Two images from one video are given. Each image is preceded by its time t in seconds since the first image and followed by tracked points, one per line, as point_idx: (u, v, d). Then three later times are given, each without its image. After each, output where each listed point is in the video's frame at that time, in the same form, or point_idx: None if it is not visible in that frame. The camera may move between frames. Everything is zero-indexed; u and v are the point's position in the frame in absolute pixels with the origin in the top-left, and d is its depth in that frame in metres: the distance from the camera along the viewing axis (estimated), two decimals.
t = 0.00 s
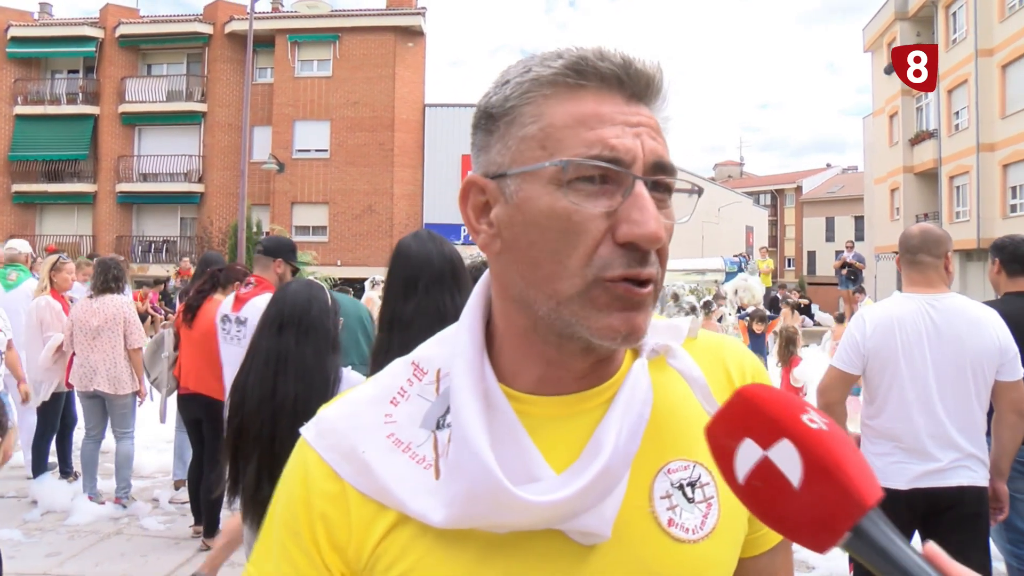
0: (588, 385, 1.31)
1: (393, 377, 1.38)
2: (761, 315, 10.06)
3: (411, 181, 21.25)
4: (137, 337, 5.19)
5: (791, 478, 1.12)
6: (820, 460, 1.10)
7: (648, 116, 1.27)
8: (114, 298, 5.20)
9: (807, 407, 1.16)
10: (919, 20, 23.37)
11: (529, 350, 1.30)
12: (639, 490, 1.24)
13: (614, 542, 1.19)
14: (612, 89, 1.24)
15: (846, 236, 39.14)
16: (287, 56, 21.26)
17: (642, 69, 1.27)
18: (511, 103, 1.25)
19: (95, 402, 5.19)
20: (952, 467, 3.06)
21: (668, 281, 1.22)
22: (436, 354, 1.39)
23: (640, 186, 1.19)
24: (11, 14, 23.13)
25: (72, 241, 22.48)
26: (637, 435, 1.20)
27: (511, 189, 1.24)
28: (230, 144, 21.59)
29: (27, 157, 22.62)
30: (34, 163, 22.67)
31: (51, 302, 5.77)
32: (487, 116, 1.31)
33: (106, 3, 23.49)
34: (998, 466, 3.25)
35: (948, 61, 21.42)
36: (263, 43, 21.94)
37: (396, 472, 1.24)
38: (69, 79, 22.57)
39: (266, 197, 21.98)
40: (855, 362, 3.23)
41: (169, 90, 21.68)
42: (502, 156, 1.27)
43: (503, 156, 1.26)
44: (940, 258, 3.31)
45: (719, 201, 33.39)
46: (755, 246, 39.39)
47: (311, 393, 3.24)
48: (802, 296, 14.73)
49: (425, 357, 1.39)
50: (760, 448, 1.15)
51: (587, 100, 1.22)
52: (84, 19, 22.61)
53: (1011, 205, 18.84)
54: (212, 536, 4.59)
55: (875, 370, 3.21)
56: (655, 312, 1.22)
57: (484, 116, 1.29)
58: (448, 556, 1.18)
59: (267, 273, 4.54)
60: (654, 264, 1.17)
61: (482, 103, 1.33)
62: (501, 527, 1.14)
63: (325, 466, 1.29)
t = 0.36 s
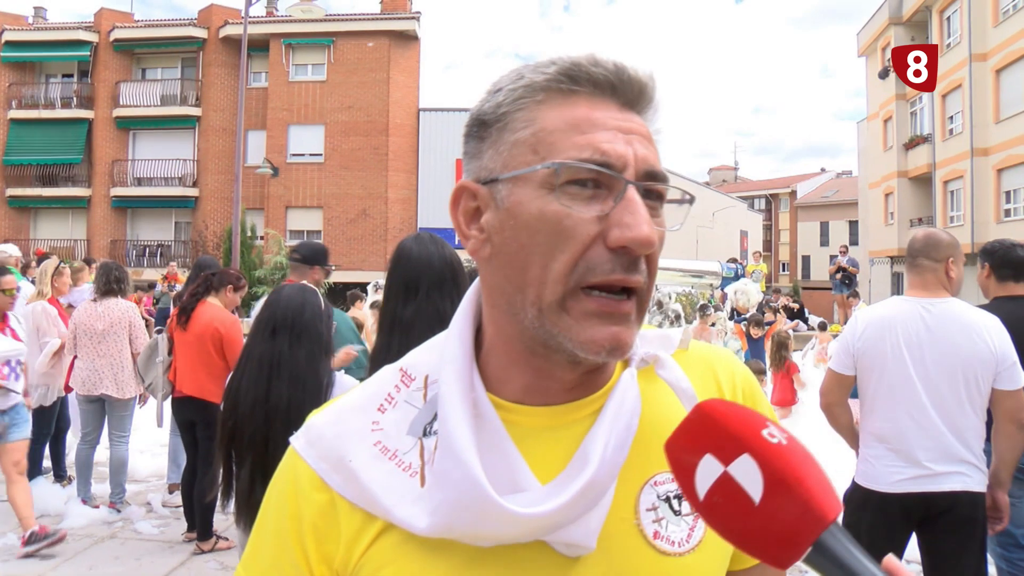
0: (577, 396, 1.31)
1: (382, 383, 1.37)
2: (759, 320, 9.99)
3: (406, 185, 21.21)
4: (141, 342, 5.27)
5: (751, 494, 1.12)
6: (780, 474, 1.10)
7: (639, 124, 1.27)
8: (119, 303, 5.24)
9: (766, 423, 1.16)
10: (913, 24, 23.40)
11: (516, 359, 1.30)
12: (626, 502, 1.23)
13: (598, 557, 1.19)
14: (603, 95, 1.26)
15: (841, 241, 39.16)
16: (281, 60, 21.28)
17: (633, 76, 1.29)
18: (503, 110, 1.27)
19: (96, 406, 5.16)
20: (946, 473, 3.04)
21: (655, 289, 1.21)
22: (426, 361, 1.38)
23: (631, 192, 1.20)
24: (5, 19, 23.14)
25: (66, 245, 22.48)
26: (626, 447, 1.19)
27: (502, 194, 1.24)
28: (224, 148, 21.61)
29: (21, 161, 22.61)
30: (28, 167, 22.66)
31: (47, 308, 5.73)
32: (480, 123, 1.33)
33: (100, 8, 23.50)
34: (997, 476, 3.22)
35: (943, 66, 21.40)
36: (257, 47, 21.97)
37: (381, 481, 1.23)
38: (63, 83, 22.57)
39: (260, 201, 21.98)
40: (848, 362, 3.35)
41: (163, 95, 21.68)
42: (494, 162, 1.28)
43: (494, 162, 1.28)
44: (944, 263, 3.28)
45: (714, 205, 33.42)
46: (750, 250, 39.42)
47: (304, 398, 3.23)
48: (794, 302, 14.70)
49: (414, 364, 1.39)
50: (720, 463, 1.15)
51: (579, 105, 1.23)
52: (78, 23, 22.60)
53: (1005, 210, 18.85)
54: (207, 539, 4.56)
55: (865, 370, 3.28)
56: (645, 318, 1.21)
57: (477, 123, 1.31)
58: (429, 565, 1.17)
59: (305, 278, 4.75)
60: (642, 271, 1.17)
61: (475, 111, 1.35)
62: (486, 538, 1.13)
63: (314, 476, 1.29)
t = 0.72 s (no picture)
0: (563, 395, 1.30)
1: (370, 385, 1.37)
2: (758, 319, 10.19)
3: (404, 186, 21.16)
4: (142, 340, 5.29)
5: (725, 483, 1.13)
6: (754, 465, 1.12)
7: (613, 118, 1.27)
8: (121, 303, 5.25)
9: (742, 413, 1.17)
10: (913, 26, 23.38)
11: (499, 357, 1.30)
12: (614, 501, 1.23)
13: (586, 555, 1.19)
14: (574, 89, 1.25)
15: (840, 242, 39.12)
16: (281, 61, 21.31)
17: (604, 69, 1.28)
18: (475, 107, 1.28)
19: (99, 407, 5.17)
20: (954, 478, 3.03)
21: (634, 282, 1.20)
22: (412, 362, 1.38)
23: (604, 185, 1.19)
24: (5, 19, 23.14)
25: (64, 245, 22.48)
26: (612, 445, 1.19)
27: (477, 192, 1.25)
28: (223, 149, 21.64)
29: (21, 162, 22.61)
30: (27, 167, 22.67)
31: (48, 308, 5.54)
32: (454, 123, 1.34)
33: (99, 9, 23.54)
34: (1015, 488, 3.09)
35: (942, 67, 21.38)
36: (257, 48, 21.99)
37: (370, 482, 1.23)
38: (63, 83, 22.60)
39: (259, 202, 22.01)
40: (865, 357, 3.38)
41: (162, 95, 21.70)
42: (467, 161, 1.28)
43: (469, 161, 1.28)
44: (976, 271, 3.29)
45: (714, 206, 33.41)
46: (749, 252, 39.41)
47: (303, 399, 3.23)
48: (790, 304, 14.66)
49: (402, 367, 1.38)
50: (695, 455, 1.15)
51: (551, 101, 1.23)
52: (77, 24, 22.63)
53: (1004, 212, 18.82)
54: (205, 537, 4.57)
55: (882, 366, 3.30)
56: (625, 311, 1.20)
57: (450, 123, 1.32)
58: (419, 566, 1.17)
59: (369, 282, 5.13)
60: (619, 263, 1.17)
61: (448, 111, 1.36)
62: (473, 540, 1.13)
63: (303, 479, 1.28)
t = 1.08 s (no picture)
0: (554, 395, 1.30)
1: (363, 385, 1.37)
2: (763, 320, 10.39)
3: (407, 187, 21.12)
4: (145, 341, 5.32)
5: (717, 496, 1.13)
6: (746, 477, 1.12)
7: (593, 118, 1.27)
8: (124, 303, 5.27)
9: (731, 424, 1.17)
10: (915, 26, 23.36)
11: (489, 359, 1.30)
12: (605, 499, 1.23)
13: (579, 553, 1.19)
14: (552, 92, 1.25)
15: (842, 243, 39.08)
16: (283, 62, 21.32)
17: (582, 70, 1.27)
18: (456, 114, 1.28)
19: (103, 407, 5.21)
20: (955, 479, 3.02)
21: (619, 282, 1.21)
22: (403, 361, 1.38)
23: (585, 188, 1.19)
24: (8, 20, 23.16)
25: (67, 246, 22.50)
26: (604, 444, 1.19)
27: (460, 199, 1.25)
28: (225, 149, 21.67)
29: (23, 162, 22.63)
30: (30, 168, 22.69)
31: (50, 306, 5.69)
32: (436, 129, 1.33)
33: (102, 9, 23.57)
34: None
35: (945, 68, 21.39)
36: (259, 48, 22.02)
37: (363, 482, 1.23)
38: (65, 84, 22.62)
39: (261, 202, 22.03)
40: (870, 351, 3.39)
41: (165, 96, 21.74)
42: (450, 167, 1.28)
43: (451, 167, 1.28)
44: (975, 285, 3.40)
45: (716, 207, 33.41)
46: (751, 253, 39.40)
47: (306, 398, 3.24)
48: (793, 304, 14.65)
49: (394, 366, 1.38)
50: (686, 461, 1.15)
51: (529, 105, 1.23)
52: (80, 25, 22.66)
53: (1007, 213, 18.79)
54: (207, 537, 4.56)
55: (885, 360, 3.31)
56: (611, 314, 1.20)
57: (432, 130, 1.32)
58: (413, 564, 1.18)
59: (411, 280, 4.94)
60: (603, 265, 1.17)
61: (432, 116, 1.36)
62: (465, 536, 1.13)
63: (295, 477, 1.29)
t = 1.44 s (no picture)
0: (559, 387, 1.31)
1: (363, 385, 1.38)
2: (767, 319, 10.31)
3: (411, 187, 21.09)
4: (149, 341, 5.32)
5: (717, 481, 1.13)
6: (747, 464, 1.12)
7: (598, 116, 1.28)
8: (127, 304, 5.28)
9: (734, 410, 1.17)
10: (919, 28, 23.37)
11: (497, 356, 1.30)
12: (605, 492, 1.23)
13: (579, 546, 1.18)
14: (560, 92, 1.26)
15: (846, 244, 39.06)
16: (286, 61, 21.34)
17: (586, 72, 1.29)
18: (461, 118, 1.27)
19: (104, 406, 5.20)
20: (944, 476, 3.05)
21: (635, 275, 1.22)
22: (403, 360, 1.38)
23: (604, 181, 1.21)
24: (13, 20, 23.18)
25: (71, 245, 22.49)
26: (604, 436, 1.19)
27: (473, 202, 1.24)
28: (229, 149, 21.70)
29: (28, 162, 22.65)
30: (34, 168, 22.69)
31: (52, 305, 5.82)
32: (438, 133, 1.32)
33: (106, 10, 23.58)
34: (1004, 482, 3.09)
35: (949, 70, 21.40)
36: (263, 48, 22.03)
37: (364, 478, 1.23)
38: (69, 84, 22.61)
39: (265, 203, 22.04)
40: (841, 364, 3.45)
41: (169, 96, 21.77)
42: (460, 170, 1.27)
43: (461, 170, 1.27)
44: (939, 280, 3.42)
45: (718, 208, 33.40)
46: (754, 254, 39.39)
47: (309, 397, 3.25)
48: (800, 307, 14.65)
49: (393, 366, 1.39)
50: (689, 455, 1.15)
51: (539, 106, 1.23)
52: (84, 25, 22.67)
53: (1012, 214, 18.79)
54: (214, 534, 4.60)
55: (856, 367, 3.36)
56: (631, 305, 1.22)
57: (436, 132, 1.30)
58: (416, 559, 1.18)
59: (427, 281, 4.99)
60: (623, 256, 1.19)
61: (430, 121, 1.34)
62: (467, 529, 1.13)
63: (298, 475, 1.29)
